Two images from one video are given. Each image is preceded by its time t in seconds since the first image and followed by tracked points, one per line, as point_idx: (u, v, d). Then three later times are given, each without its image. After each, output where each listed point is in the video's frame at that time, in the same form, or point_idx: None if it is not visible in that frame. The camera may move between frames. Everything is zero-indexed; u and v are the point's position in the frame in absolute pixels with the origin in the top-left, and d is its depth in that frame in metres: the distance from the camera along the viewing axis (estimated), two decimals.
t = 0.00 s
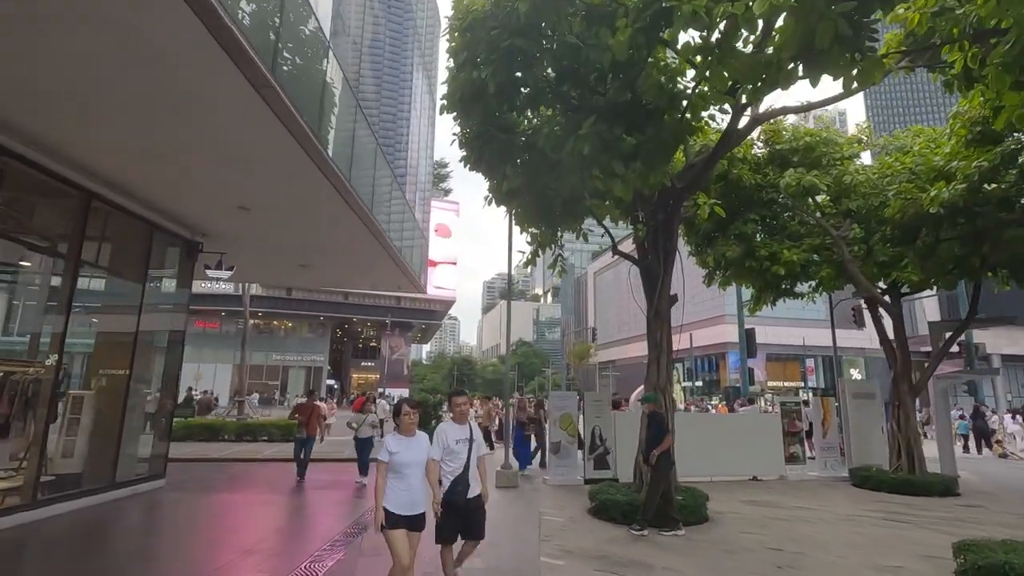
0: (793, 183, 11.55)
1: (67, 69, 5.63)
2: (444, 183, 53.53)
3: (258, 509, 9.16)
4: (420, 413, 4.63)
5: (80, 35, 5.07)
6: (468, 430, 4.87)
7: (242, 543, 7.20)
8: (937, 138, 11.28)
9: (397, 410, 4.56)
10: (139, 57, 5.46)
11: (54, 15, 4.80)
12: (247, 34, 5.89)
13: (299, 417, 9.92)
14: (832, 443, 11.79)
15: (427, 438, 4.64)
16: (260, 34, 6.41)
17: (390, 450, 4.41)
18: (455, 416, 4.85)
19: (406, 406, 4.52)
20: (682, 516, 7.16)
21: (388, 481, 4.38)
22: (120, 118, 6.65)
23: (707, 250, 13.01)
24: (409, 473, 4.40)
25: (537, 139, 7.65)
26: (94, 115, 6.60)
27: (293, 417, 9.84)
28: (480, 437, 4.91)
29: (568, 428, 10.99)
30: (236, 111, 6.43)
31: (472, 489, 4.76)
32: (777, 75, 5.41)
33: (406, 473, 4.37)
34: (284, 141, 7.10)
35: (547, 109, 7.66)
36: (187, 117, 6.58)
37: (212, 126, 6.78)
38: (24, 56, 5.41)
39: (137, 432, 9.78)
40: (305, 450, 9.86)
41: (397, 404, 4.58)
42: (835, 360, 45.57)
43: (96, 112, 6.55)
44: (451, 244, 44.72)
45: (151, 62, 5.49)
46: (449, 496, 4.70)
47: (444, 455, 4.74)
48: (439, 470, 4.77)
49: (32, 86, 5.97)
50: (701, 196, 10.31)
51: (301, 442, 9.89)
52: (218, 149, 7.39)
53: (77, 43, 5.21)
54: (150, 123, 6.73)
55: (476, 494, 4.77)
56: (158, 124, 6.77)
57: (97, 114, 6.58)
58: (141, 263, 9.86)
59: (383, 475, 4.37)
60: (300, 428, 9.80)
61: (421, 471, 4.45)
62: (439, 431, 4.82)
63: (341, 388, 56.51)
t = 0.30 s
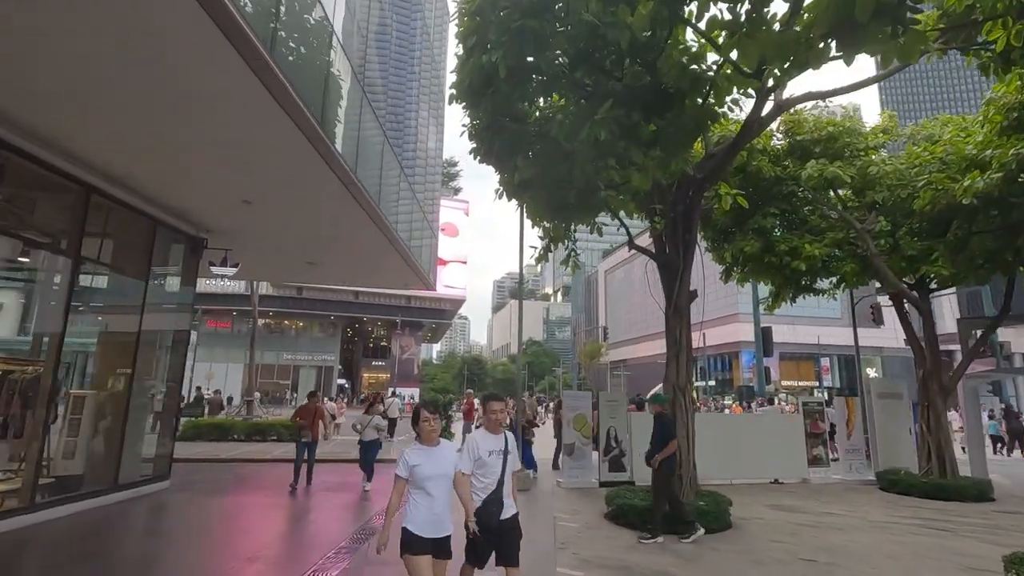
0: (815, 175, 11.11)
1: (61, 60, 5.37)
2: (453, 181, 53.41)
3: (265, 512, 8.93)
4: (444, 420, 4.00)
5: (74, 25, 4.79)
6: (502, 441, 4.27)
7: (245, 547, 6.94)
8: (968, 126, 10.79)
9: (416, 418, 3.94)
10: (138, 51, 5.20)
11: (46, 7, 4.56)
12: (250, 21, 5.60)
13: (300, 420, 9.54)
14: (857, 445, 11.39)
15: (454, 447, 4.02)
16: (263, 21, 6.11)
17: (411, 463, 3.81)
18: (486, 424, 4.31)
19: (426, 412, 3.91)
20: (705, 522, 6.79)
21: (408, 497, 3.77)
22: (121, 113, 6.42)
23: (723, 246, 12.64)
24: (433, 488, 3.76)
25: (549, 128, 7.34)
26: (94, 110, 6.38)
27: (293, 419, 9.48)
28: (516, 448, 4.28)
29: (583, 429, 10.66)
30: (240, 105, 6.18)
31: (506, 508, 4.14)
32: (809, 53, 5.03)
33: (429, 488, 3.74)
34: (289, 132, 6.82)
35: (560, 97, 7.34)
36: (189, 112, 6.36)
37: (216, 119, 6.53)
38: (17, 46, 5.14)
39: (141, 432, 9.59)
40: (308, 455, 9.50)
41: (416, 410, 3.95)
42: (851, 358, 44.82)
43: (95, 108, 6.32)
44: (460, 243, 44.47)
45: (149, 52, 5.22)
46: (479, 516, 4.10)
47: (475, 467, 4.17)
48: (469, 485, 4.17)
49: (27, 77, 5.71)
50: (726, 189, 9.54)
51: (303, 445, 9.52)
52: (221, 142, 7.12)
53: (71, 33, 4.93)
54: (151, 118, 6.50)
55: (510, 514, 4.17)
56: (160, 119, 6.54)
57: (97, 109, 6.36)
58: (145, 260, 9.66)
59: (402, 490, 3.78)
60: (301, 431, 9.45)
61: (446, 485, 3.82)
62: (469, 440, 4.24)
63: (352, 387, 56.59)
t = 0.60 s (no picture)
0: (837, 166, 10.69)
1: (56, 39, 5.10)
2: (461, 179, 53.14)
3: (270, 513, 8.70)
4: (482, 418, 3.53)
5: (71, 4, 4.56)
6: (546, 439, 3.80)
7: (250, 548, 6.70)
8: (998, 113, 10.34)
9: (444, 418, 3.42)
10: (136, 31, 4.96)
11: None
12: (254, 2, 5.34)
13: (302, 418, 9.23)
14: (881, 446, 10.93)
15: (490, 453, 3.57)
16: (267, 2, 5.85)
17: (441, 470, 3.34)
18: (531, 421, 3.86)
19: (460, 407, 3.42)
20: (729, 527, 6.45)
21: (440, 510, 3.31)
22: (122, 98, 6.20)
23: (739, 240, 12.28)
24: (466, 499, 3.34)
25: (563, 115, 7.03)
26: (94, 96, 6.16)
27: (294, 417, 9.17)
28: (564, 450, 3.83)
29: (597, 429, 10.29)
30: (244, 88, 5.93)
31: (556, 517, 3.64)
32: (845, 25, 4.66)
33: (461, 501, 3.33)
34: (294, 119, 6.55)
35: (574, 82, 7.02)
36: (191, 98, 6.14)
37: (219, 105, 6.29)
38: (10, 27, 4.91)
39: (143, 430, 9.39)
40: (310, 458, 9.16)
41: (445, 407, 3.42)
42: (865, 357, 44.14)
43: (95, 93, 6.10)
44: (468, 241, 44.18)
45: (149, 33, 4.98)
46: (526, 525, 3.61)
47: (518, 470, 3.70)
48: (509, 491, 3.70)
49: (21, 59, 5.47)
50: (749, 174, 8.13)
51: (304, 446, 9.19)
52: (225, 129, 6.87)
53: (68, 12, 4.70)
54: (153, 104, 6.28)
55: (560, 523, 3.67)
56: (162, 105, 6.31)
57: (97, 95, 6.13)
58: (147, 255, 9.46)
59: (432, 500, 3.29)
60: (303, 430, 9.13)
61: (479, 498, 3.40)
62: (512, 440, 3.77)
63: (360, 386, 56.59)
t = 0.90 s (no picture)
0: (863, 157, 10.27)
1: (52, 22, 4.87)
2: (469, 179, 52.89)
3: (277, 516, 8.45)
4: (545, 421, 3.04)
5: None
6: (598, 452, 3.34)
7: (256, 554, 6.46)
8: None
9: (503, 421, 2.90)
10: (135, 13, 4.71)
11: None
12: None
13: (308, 423, 8.94)
14: (910, 448, 10.56)
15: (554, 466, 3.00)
16: None
17: (496, 487, 2.75)
18: (583, 434, 3.39)
19: (524, 407, 2.93)
20: (755, 535, 6.10)
21: (493, 536, 2.72)
22: (125, 89, 5.98)
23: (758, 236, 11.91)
24: (526, 525, 2.73)
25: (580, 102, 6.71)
26: (95, 86, 5.94)
27: (301, 421, 8.89)
28: (621, 464, 3.38)
29: (614, 431, 10.08)
30: (249, 75, 5.68)
31: (616, 550, 3.18)
32: None
33: (521, 526, 2.72)
34: (301, 107, 6.30)
35: (594, 69, 6.70)
36: (196, 86, 5.91)
37: (224, 93, 6.04)
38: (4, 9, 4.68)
39: (149, 431, 9.19)
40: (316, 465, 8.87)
41: (506, 407, 2.92)
42: (882, 357, 43.34)
43: (96, 83, 5.88)
44: (479, 240, 43.88)
45: (149, 15, 4.73)
46: (583, 559, 3.13)
47: (572, 492, 3.21)
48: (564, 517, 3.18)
49: (17, 45, 5.25)
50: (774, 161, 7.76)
51: (311, 452, 8.90)
52: (229, 118, 6.61)
53: None
54: (156, 94, 6.05)
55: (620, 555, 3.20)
56: (166, 96, 6.09)
57: (99, 85, 5.92)
58: (152, 252, 9.26)
59: (486, 524, 2.72)
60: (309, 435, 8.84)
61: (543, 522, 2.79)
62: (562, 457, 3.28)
63: (370, 386, 56.58)
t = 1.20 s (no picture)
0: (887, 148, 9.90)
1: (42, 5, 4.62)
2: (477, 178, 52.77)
3: (282, 519, 8.21)
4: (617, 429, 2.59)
5: None
6: (666, 461, 2.86)
7: (258, 560, 6.21)
8: None
9: (567, 432, 2.46)
10: None
11: None
12: None
13: (311, 425, 8.58)
14: (937, 451, 10.16)
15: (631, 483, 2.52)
16: None
17: (555, 507, 2.32)
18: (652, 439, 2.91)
19: (594, 414, 2.48)
20: (783, 544, 5.79)
21: (545, 565, 2.31)
22: (123, 78, 5.74)
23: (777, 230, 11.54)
24: (590, 555, 2.26)
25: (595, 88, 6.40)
26: (91, 75, 5.70)
27: (303, 424, 8.52)
28: (691, 476, 2.91)
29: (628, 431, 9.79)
30: (252, 63, 5.42)
31: None
32: None
33: (586, 557, 2.26)
34: (306, 96, 6.03)
35: (610, 53, 6.38)
36: (195, 74, 5.66)
37: (226, 82, 5.79)
38: None
39: (151, 432, 8.98)
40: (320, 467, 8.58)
41: (569, 414, 2.49)
42: (896, 356, 42.65)
43: (92, 72, 5.63)
44: (487, 240, 43.67)
45: None
46: None
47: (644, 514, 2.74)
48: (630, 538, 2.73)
49: (8, 32, 5.02)
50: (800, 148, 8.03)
51: (315, 454, 8.58)
52: (232, 109, 6.37)
53: None
54: (155, 83, 5.80)
55: None
56: (165, 84, 5.84)
57: (95, 73, 5.67)
58: (153, 247, 9.05)
59: (536, 550, 2.31)
60: (312, 437, 8.49)
61: (615, 554, 2.32)
62: (626, 461, 2.79)
63: (378, 386, 56.50)
